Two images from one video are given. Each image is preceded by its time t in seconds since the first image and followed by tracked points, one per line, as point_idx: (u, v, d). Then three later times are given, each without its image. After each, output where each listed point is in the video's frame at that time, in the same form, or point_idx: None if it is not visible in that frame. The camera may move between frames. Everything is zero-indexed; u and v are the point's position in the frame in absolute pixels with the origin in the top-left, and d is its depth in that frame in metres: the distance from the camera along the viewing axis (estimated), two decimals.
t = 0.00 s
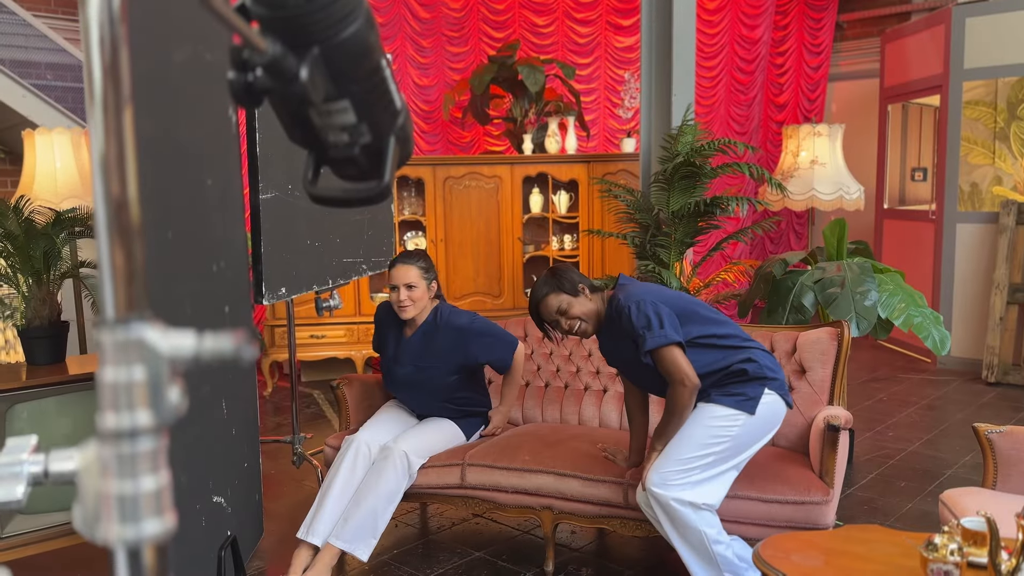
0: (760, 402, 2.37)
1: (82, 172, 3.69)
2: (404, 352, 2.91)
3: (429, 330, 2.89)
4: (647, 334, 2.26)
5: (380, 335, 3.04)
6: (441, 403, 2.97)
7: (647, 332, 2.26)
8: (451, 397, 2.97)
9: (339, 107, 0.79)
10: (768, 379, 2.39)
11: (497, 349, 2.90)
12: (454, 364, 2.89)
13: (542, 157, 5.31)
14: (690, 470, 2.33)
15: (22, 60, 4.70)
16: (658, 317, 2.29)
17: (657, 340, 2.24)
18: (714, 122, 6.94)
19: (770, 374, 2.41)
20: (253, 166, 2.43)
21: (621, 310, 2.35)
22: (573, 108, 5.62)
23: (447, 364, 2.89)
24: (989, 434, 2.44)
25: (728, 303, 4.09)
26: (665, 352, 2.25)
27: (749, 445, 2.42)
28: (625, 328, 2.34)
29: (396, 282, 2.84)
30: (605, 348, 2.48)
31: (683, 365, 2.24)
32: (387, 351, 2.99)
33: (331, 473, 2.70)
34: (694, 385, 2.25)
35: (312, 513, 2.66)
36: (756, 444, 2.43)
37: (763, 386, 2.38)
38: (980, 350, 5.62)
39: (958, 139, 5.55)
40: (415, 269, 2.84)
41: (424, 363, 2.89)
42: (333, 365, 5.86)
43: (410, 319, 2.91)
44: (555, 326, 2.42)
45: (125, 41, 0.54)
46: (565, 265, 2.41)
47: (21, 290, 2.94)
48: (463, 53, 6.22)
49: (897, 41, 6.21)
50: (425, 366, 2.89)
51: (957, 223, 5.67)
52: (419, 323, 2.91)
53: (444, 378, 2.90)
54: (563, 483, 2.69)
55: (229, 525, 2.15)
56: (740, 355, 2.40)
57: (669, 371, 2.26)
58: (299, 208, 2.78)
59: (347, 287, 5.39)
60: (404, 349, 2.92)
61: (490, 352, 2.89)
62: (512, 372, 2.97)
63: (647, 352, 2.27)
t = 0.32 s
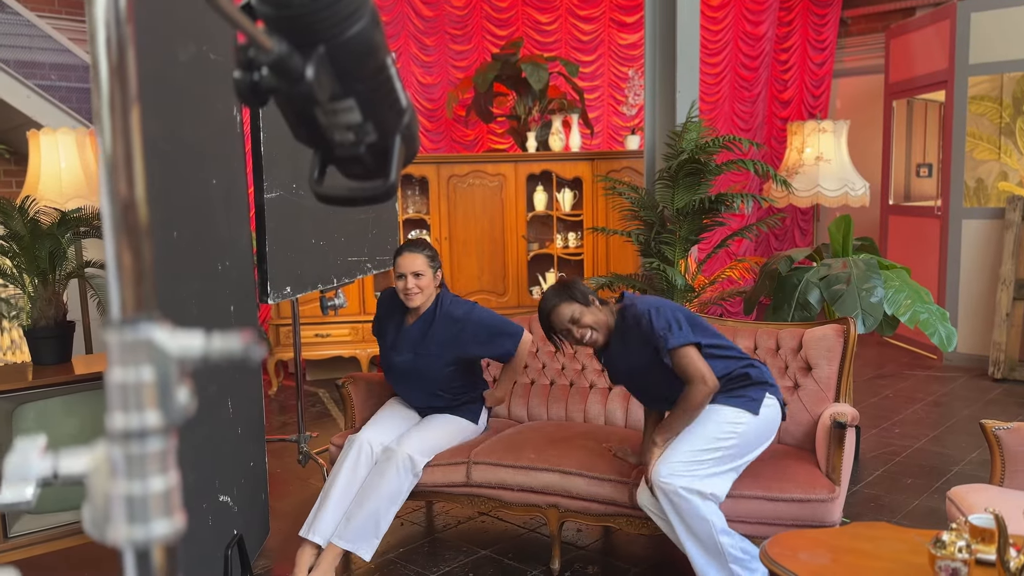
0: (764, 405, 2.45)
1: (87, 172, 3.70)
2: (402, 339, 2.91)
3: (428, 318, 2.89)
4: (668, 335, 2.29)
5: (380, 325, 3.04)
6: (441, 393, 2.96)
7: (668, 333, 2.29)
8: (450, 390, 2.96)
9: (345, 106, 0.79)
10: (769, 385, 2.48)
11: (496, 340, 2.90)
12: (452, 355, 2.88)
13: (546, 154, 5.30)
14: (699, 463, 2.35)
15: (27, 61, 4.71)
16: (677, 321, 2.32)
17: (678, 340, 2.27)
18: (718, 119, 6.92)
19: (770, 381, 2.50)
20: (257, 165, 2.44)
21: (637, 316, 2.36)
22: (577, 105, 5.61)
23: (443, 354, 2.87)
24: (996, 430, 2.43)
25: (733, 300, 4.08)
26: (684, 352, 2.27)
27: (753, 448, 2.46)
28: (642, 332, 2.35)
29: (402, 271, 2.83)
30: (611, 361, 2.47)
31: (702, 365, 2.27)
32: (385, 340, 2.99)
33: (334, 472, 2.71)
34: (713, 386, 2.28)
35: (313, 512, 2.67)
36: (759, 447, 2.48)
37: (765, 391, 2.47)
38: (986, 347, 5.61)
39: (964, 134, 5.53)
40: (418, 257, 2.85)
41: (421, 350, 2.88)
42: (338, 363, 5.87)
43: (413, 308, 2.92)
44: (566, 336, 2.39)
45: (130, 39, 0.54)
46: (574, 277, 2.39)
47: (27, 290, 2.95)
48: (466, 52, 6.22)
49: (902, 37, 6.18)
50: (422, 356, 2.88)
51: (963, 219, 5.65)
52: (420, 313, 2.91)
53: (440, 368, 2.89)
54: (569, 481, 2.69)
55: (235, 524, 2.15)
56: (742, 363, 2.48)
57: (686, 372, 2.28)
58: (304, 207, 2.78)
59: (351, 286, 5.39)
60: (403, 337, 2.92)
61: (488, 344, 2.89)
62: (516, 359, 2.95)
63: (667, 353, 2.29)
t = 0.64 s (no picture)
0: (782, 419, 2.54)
1: (92, 173, 3.71)
2: (412, 342, 2.93)
3: (436, 320, 2.91)
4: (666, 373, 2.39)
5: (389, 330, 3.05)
6: (450, 395, 2.95)
7: (668, 369, 2.40)
8: (460, 391, 2.95)
9: (351, 106, 0.78)
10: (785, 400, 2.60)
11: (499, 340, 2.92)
12: (461, 356, 2.88)
13: (549, 153, 5.30)
14: (718, 458, 2.38)
15: (31, 61, 4.73)
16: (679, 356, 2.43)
17: (676, 376, 2.39)
18: (722, 117, 6.92)
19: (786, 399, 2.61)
20: (262, 165, 2.45)
21: (641, 354, 2.45)
22: (580, 104, 5.61)
23: (453, 356, 2.88)
24: (1001, 428, 2.42)
25: (737, 298, 4.08)
26: (678, 391, 2.39)
27: (771, 459, 2.51)
28: (641, 369, 2.44)
29: (417, 275, 2.84)
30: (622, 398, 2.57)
31: (686, 410, 2.40)
32: (395, 343, 3.00)
33: (342, 467, 2.71)
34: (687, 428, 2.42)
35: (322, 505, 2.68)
36: (776, 463, 2.53)
37: (784, 407, 2.57)
38: (990, 344, 5.59)
39: (968, 131, 5.51)
40: (429, 260, 2.87)
41: (431, 352, 2.90)
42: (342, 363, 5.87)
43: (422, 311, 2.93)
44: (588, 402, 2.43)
45: (141, 41, 0.54)
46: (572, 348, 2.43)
47: (33, 290, 2.95)
48: (469, 50, 6.23)
49: (906, 34, 6.17)
50: (432, 357, 2.90)
51: (968, 216, 5.64)
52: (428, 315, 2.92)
53: (450, 370, 2.89)
54: (573, 480, 2.69)
55: (241, 523, 2.16)
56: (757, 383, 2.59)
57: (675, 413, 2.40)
58: (309, 207, 2.78)
59: (355, 285, 5.41)
60: (412, 339, 2.93)
61: (493, 344, 2.91)
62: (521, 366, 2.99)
63: (663, 389, 2.40)
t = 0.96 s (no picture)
0: (771, 402, 2.52)
1: (98, 172, 3.72)
2: (408, 337, 2.91)
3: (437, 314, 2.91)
4: (639, 382, 2.42)
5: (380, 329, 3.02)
6: (451, 386, 2.96)
7: (639, 378, 2.42)
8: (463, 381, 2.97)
9: (352, 102, 0.78)
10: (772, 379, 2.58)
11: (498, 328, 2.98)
12: (460, 348, 2.90)
13: (553, 150, 5.30)
14: (711, 454, 2.38)
15: (36, 62, 4.75)
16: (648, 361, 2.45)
17: (648, 386, 2.42)
18: (726, 113, 6.91)
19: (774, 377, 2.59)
20: (267, 164, 2.45)
21: (611, 366, 2.49)
22: (584, 100, 5.59)
23: (452, 346, 2.89)
24: (1008, 423, 2.41)
25: (743, 294, 4.07)
26: (655, 398, 2.43)
27: (766, 445, 2.50)
28: (614, 379, 2.49)
29: (427, 284, 2.78)
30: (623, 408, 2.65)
31: (664, 416, 2.44)
32: (390, 342, 2.96)
33: (343, 467, 2.72)
34: (671, 431, 2.46)
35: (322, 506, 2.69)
36: (771, 446, 2.53)
37: (770, 387, 2.55)
38: (997, 339, 5.58)
39: (974, 126, 5.49)
40: (432, 264, 2.81)
41: (428, 346, 2.90)
42: (348, 361, 5.88)
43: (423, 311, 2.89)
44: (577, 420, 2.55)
45: (141, 41, 0.54)
46: (550, 376, 2.54)
47: (40, 289, 2.96)
48: (473, 48, 6.23)
49: (912, 28, 6.14)
50: (431, 350, 2.89)
51: (974, 211, 5.61)
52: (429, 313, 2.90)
53: (451, 359, 2.90)
54: (577, 477, 2.68)
55: (247, 521, 2.17)
56: (741, 370, 2.58)
57: (656, 422, 2.45)
58: (313, 205, 2.78)
59: (360, 283, 5.42)
60: (407, 335, 2.92)
61: (493, 333, 2.96)
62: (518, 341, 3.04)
63: (639, 398, 2.44)
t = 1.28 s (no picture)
0: (771, 404, 2.50)
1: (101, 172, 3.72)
2: (419, 337, 2.94)
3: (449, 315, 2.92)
4: (637, 395, 2.39)
5: (390, 328, 3.04)
6: (458, 388, 2.97)
7: (636, 392, 2.39)
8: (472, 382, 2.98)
9: (349, 97, 0.77)
10: (774, 381, 2.55)
11: (509, 333, 2.97)
12: (470, 346, 2.91)
13: (556, 147, 5.29)
14: (707, 459, 2.37)
15: (40, 62, 4.75)
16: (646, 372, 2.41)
17: (646, 399, 2.38)
18: (730, 109, 6.89)
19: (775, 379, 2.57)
20: (268, 162, 2.45)
21: (609, 378, 2.45)
22: (587, 97, 5.56)
23: (461, 347, 2.90)
24: (1013, 419, 2.40)
25: (746, 291, 4.05)
26: (655, 409, 2.41)
27: (767, 446, 2.48)
28: (612, 392, 2.45)
29: (441, 283, 2.78)
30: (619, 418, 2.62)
31: (667, 424, 2.42)
32: (400, 341, 2.99)
33: (347, 465, 2.72)
34: (674, 440, 2.44)
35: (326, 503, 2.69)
36: (771, 448, 2.51)
37: (771, 388, 2.53)
38: (1002, 335, 5.55)
39: (979, 121, 5.46)
40: (446, 262, 2.81)
41: (439, 345, 2.92)
42: (352, 359, 5.89)
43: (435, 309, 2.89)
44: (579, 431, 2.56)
45: (130, 41, 0.54)
46: (549, 389, 2.53)
47: (42, 288, 2.97)
48: (476, 45, 6.22)
49: (915, 24, 6.11)
50: (440, 350, 2.91)
51: (979, 207, 5.59)
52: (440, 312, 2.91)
53: (460, 360, 2.91)
54: (581, 475, 2.67)
55: (251, 519, 2.19)
56: (740, 372, 2.55)
57: (657, 433, 2.43)
58: (315, 203, 2.78)
59: (364, 282, 5.42)
60: (419, 334, 2.95)
61: (503, 335, 2.96)
62: (527, 350, 3.04)
63: (639, 411, 2.41)
